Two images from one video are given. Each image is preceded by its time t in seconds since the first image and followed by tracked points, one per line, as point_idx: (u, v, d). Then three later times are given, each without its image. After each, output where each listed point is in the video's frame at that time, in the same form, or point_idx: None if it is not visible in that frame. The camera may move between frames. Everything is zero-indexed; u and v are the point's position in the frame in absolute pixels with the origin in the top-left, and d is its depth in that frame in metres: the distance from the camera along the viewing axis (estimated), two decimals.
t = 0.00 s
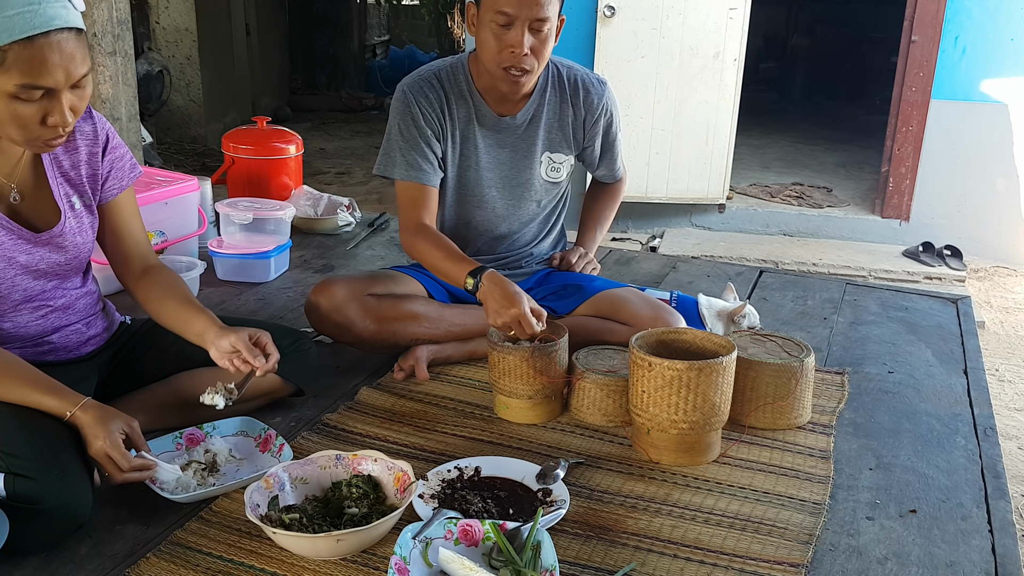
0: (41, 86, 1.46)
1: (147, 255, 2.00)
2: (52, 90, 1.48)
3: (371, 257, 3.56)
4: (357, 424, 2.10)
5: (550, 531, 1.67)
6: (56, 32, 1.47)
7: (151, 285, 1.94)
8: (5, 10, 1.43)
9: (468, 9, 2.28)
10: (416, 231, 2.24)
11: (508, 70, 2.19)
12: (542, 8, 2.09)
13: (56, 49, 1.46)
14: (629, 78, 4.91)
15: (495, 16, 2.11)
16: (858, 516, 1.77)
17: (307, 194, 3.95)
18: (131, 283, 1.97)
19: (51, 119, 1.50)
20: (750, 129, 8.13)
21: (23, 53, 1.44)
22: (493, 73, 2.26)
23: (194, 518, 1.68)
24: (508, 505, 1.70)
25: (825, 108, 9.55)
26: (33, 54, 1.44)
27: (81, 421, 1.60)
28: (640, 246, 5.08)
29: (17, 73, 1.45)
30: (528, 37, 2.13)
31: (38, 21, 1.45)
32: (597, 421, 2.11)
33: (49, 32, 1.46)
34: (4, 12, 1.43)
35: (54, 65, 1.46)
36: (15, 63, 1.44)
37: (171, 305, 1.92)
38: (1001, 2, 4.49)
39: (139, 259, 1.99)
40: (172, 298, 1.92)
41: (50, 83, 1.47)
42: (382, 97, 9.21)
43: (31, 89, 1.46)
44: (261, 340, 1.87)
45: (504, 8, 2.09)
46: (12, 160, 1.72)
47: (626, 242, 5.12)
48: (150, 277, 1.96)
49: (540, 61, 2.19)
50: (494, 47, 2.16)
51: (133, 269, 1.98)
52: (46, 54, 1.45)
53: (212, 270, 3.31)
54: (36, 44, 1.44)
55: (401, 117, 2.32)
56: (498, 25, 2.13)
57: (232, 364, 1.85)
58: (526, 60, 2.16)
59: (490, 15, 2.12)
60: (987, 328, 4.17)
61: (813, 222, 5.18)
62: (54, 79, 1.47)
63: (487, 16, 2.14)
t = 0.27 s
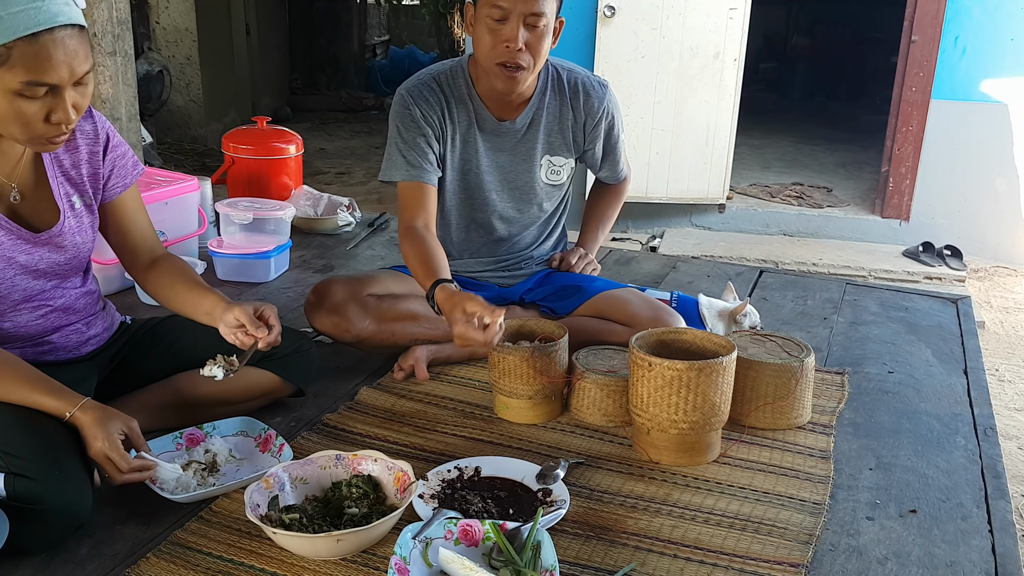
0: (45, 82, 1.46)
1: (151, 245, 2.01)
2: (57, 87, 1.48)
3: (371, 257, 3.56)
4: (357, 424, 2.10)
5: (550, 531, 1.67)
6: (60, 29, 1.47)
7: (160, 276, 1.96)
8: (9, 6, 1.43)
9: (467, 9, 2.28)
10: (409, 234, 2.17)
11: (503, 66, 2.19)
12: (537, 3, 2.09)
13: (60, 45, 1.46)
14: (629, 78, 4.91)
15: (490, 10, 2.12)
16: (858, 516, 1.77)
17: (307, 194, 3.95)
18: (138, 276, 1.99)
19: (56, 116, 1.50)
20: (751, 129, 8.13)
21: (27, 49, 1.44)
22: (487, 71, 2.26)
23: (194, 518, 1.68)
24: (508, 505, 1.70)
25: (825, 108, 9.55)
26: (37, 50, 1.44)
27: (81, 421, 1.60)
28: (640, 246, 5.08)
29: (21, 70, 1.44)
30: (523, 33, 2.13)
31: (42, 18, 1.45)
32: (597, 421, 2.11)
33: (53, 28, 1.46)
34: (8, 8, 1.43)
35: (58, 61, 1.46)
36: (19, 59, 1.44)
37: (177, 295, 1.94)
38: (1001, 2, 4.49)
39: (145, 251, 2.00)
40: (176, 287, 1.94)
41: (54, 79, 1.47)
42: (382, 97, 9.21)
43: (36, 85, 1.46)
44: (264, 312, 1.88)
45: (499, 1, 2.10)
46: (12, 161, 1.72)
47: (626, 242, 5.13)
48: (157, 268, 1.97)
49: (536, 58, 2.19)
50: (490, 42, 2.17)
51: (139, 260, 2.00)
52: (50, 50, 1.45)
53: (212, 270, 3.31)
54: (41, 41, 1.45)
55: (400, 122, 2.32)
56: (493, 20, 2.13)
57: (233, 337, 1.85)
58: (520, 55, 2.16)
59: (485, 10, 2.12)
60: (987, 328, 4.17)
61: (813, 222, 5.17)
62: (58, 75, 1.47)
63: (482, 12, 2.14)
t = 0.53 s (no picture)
0: (47, 72, 1.47)
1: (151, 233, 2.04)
2: (59, 77, 1.49)
3: (371, 257, 3.56)
4: (357, 424, 2.10)
5: (550, 531, 1.67)
6: (62, 19, 1.49)
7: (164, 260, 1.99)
8: None
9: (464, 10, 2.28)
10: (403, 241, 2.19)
11: (501, 67, 2.18)
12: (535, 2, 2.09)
13: (62, 34, 1.47)
14: (629, 78, 4.90)
15: (486, 10, 2.12)
16: (858, 516, 1.77)
17: (307, 194, 3.95)
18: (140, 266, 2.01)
19: (59, 106, 1.51)
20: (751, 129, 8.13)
21: (29, 38, 1.44)
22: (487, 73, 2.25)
23: (194, 518, 1.68)
24: (508, 505, 1.70)
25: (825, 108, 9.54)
26: (40, 39, 1.45)
27: (80, 420, 1.60)
28: (640, 246, 5.07)
29: (24, 59, 1.45)
30: (521, 33, 2.13)
31: (44, 8, 1.46)
32: (597, 421, 2.10)
33: (55, 18, 1.47)
34: None
35: (60, 50, 1.47)
36: (22, 49, 1.44)
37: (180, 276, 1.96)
38: (1001, 2, 4.49)
39: (147, 240, 2.03)
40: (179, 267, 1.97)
41: (56, 69, 1.47)
42: (382, 97, 9.21)
43: (39, 75, 1.46)
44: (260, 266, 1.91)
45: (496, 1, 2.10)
46: (12, 158, 1.72)
47: (626, 242, 5.12)
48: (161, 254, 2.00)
49: (534, 58, 2.19)
50: (488, 43, 2.17)
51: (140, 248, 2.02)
52: (52, 40, 1.46)
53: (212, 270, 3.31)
54: (43, 30, 1.45)
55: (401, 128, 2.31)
56: (490, 20, 2.13)
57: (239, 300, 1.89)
58: (518, 56, 2.16)
59: (482, 11, 2.13)
60: (987, 328, 4.17)
61: (813, 222, 5.17)
62: (60, 64, 1.47)
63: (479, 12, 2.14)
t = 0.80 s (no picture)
0: (50, 62, 1.47)
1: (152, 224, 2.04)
2: (62, 68, 1.49)
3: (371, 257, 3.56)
4: (357, 424, 2.10)
5: (550, 531, 1.67)
6: (64, 9, 1.50)
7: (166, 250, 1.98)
8: None
9: (464, 12, 2.28)
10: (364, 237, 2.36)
11: (500, 61, 2.18)
12: None
13: (64, 25, 1.48)
14: (629, 78, 4.90)
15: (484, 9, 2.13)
16: (858, 516, 1.77)
17: (307, 194, 3.95)
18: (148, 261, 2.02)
19: (60, 98, 1.51)
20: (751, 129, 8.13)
21: (32, 28, 1.45)
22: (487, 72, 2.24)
23: (194, 518, 1.68)
24: (508, 505, 1.70)
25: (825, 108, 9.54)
26: (43, 29, 1.45)
27: (80, 421, 1.60)
28: (640, 246, 5.07)
29: (28, 50, 1.45)
30: (520, 26, 2.13)
31: None
32: (597, 422, 2.10)
33: (57, 8, 1.48)
34: None
35: (63, 40, 1.47)
36: (25, 39, 1.44)
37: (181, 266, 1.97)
38: (1001, 2, 4.49)
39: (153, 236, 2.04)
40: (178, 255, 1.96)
41: (59, 59, 1.48)
42: (382, 97, 9.20)
43: (42, 66, 1.47)
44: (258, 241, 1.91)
45: None
46: (13, 159, 1.73)
47: (626, 242, 5.12)
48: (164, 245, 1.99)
49: (534, 52, 2.18)
50: (486, 37, 2.17)
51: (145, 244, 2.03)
52: (55, 30, 1.47)
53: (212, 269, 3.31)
54: (46, 20, 1.46)
55: (395, 131, 2.33)
56: (488, 16, 2.14)
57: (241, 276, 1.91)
58: (516, 49, 2.16)
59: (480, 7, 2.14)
60: (987, 328, 4.17)
61: (813, 222, 5.17)
62: (62, 55, 1.48)
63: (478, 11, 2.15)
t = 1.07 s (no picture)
0: (71, 66, 1.47)
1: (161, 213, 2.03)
2: (82, 72, 1.50)
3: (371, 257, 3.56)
4: (357, 424, 2.10)
5: (550, 531, 1.67)
6: (84, 12, 1.51)
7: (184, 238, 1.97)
8: None
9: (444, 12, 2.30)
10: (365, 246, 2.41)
11: (481, 52, 2.19)
12: None
13: (84, 28, 1.49)
14: (629, 78, 4.90)
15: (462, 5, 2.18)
16: (858, 516, 1.77)
17: (307, 194, 3.95)
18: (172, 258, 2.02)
19: (80, 102, 1.52)
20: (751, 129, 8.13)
21: (55, 31, 1.45)
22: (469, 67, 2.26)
23: (194, 518, 1.68)
24: (508, 505, 1.70)
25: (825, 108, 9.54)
26: (65, 33, 1.46)
27: (81, 421, 1.60)
28: (640, 246, 5.08)
29: (49, 53, 1.45)
30: (498, 15, 2.15)
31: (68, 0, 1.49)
32: (597, 422, 2.10)
33: (78, 11, 1.50)
34: None
35: (83, 44, 1.48)
36: (46, 42, 1.45)
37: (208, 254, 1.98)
38: (1001, 2, 4.49)
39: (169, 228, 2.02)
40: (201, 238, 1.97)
41: (80, 63, 1.48)
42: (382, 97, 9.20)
43: (63, 70, 1.47)
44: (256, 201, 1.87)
45: None
46: (22, 162, 1.74)
47: (626, 242, 5.13)
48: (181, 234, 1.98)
49: (514, 40, 2.19)
50: (466, 31, 2.18)
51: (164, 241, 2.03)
52: (76, 33, 1.48)
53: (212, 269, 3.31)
54: (69, 23, 1.47)
55: (382, 137, 2.36)
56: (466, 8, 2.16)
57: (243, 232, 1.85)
58: (496, 38, 2.16)
59: None
60: (987, 328, 4.17)
61: (813, 222, 5.17)
62: (83, 58, 1.48)
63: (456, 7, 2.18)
